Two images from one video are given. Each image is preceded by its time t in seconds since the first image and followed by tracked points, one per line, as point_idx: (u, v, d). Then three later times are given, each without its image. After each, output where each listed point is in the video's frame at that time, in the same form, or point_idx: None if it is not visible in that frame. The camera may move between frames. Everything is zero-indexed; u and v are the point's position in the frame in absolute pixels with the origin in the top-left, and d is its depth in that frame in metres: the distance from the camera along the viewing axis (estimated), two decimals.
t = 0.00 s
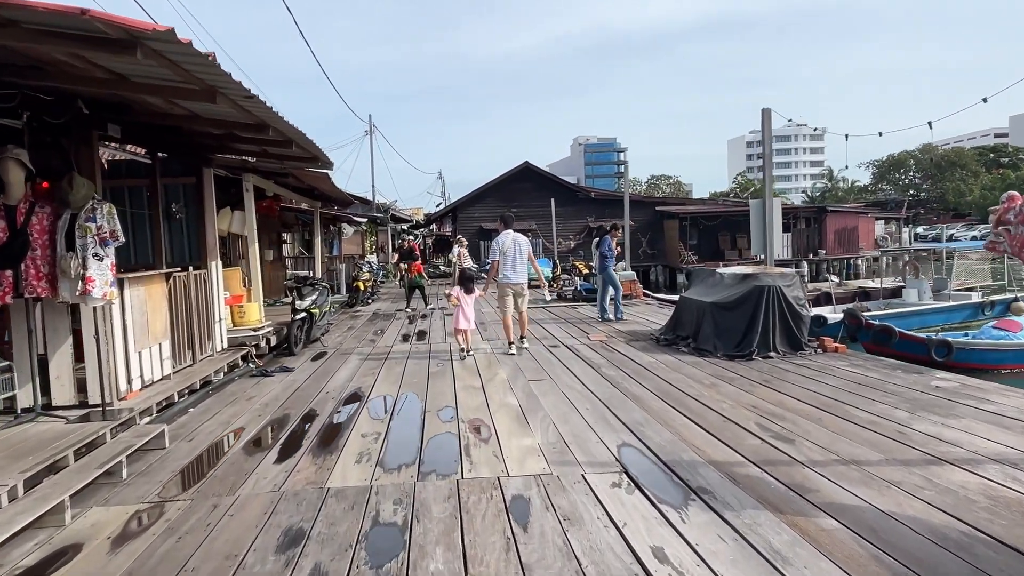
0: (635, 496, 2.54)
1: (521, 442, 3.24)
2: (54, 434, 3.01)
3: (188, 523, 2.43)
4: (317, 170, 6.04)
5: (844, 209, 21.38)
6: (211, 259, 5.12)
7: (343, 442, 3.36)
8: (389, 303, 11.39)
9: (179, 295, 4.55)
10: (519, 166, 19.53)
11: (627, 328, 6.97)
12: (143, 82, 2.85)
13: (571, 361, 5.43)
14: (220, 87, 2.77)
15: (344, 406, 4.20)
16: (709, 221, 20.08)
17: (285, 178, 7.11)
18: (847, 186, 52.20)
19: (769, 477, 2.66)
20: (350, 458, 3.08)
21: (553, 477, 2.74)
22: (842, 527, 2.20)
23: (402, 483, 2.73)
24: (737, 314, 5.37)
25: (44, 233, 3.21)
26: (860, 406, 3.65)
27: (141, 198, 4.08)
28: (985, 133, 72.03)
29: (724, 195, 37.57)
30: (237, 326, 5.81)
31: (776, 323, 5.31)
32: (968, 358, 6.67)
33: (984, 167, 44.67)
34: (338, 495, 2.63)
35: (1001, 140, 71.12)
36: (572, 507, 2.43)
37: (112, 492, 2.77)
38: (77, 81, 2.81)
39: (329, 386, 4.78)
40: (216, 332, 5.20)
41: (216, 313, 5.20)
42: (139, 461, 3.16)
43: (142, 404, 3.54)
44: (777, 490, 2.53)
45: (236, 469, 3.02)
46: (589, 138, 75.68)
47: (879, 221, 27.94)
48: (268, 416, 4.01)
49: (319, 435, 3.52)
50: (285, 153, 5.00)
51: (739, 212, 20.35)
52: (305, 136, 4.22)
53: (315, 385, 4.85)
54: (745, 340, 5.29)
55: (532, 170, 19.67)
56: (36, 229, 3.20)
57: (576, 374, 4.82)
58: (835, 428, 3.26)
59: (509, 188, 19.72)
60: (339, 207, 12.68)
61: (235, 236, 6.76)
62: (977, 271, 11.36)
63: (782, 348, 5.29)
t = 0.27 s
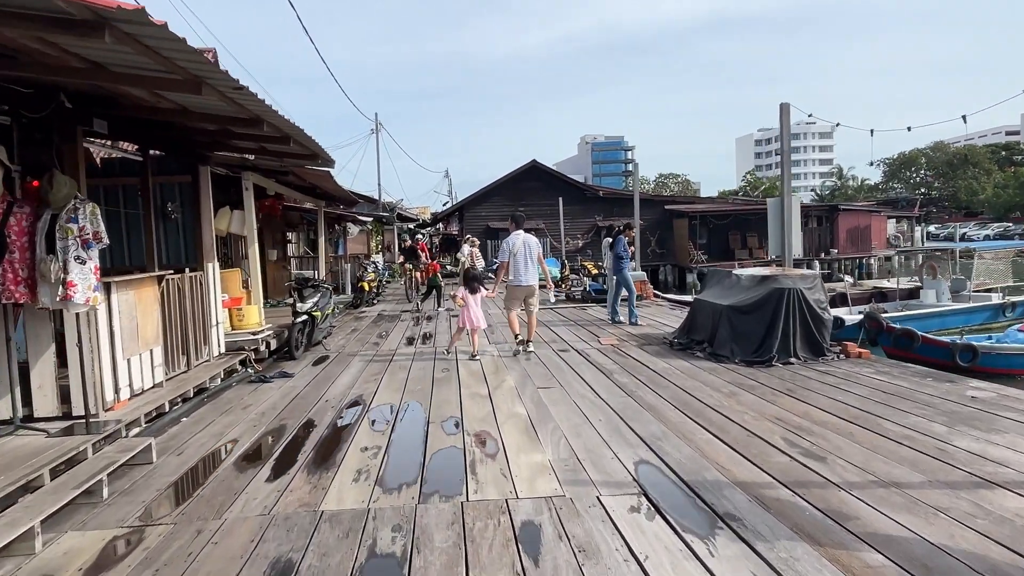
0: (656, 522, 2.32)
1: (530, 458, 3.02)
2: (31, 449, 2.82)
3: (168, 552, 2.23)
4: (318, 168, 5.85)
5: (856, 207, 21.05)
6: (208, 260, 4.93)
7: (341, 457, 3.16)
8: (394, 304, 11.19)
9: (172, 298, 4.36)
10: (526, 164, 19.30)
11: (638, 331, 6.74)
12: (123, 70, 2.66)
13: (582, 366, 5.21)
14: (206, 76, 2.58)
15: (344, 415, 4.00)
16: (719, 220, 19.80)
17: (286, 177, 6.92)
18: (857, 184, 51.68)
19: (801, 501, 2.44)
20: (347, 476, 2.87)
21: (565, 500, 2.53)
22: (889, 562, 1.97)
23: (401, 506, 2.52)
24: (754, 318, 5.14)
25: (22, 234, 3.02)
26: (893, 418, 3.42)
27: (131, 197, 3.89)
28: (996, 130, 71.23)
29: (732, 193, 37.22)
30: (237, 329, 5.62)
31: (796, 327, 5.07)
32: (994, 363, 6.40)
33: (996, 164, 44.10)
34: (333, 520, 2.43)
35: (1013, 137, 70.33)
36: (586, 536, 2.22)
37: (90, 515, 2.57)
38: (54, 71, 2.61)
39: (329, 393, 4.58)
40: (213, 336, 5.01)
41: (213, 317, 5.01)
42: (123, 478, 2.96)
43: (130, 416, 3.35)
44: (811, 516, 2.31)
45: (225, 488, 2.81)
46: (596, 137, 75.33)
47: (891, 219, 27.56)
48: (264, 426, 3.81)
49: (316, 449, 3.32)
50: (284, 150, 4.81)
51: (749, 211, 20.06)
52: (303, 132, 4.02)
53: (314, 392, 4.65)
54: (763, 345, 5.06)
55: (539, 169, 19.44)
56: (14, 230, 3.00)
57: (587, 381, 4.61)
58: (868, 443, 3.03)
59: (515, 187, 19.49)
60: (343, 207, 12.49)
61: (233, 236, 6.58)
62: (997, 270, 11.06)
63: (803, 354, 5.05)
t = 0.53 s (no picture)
0: (676, 549, 2.10)
1: (537, 473, 2.80)
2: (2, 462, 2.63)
3: None
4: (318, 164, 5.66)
5: (870, 206, 20.68)
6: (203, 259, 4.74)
7: (335, 470, 2.95)
8: (400, 304, 10.99)
9: (163, 299, 4.17)
10: (534, 162, 19.08)
11: (650, 333, 6.51)
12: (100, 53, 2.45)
13: (592, 370, 4.98)
14: (186, 60, 2.38)
15: (340, 423, 3.79)
16: (730, 218, 19.50)
17: (287, 174, 6.73)
18: (869, 183, 51.11)
19: (837, 525, 2.21)
20: (340, 492, 2.67)
21: (576, 522, 2.31)
22: None
23: (397, 528, 2.31)
24: (773, 320, 4.90)
25: None
26: (928, 429, 3.17)
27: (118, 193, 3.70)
28: (1010, 128, 70.33)
29: (743, 192, 36.81)
30: (235, 330, 5.44)
31: (818, 330, 4.82)
32: None
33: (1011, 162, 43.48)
34: (321, 543, 2.22)
35: None
36: (600, 565, 2.00)
37: (60, 536, 2.38)
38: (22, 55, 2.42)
39: (328, 399, 4.38)
40: (208, 338, 4.82)
41: (208, 319, 4.82)
42: (101, 493, 2.76)
43: (113, 424, 3.16)
44: (849, 544, 2.08)
45: (207, 506, 2.61)
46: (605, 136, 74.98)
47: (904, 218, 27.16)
48: (256, 435, 3.61)
49: (309, 461, 3.11)
50: (281, 145, 4.61)
51: (760, 209, 19.74)
52: (298, 124, 3.81)
53: (312, 397, 4.45)
54: (782, 349, 4.82)
55: (547, 167, 19.21)
56: None
57: (598, 386, 4.38)
58: (905, 458, 2.79)
59: (523, 185, 19.27)
60: (348, 205, 12.31)
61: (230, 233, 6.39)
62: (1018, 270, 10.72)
63: (824, 358, 4.81)
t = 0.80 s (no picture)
0: None
1: (546, 493, 2.59)
2: None
3: None
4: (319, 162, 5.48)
5: (884, 205, 20.35)
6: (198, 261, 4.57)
7: (328, 487, 2.76)
8: (406, 306, 10.82)
9: (155, 303, 4.00)
10: (542, 161, 18.87)
11: (662, 336, 6.29)
12: (73, 40, 2.26)
13: (603, 376, 4.77)
14: (163, 45, 2.19)
15: (338, 433, 3.60)
16: (741, 218, 19.23)
17: (289, 172, 6.55)
18: (881, 182, 50.56)
19: (877, 558, 1.99)
20: (332, 513, 2.47)
21: (588, 551, 2.11)
22: None
23: (392, 557, 2.12)
24: (793, 325, 4.68)
25: None
26: (967, 445, 2.94)
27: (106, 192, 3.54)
28: None
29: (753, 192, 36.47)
30: (234, 334, 5.27)
31: (841, 335, 4.59)
32: None
33: None
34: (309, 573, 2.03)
35: None
36: None
37: (29, 561, 2.20)
38: None
39: (327, 406, 4.19)
40: (205, 343, 4.65)
41: (204, 322, 4.65)
42: (79, 512, 2.58)
43: (96, 437, 2.99)
44: None
45: (190, 528, 2.42)
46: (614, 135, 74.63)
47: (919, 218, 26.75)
48: (249, 446, 3.43)
49: (303, 476, 2.93)
50: (279, 141, 4.43)
51: (773, 209, 19.45)
52: (295, 119, 3.63)
53: (311, 405, 4.27)
54: (803, 355, 4.60)
55: (556, 166, 19.00)
56: None
57: (609, 394, 4.17)
58: (945, 479, 2.57)
59: (532, 185, 19.07)
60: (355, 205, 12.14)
61: (230, 233, 6.22)
62: None
63: (847, 365, 4.58)
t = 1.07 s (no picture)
0: None
1: (555, 511, 2.39)
2: None
3: None
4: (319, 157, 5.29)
5: (897, 203, 20.03)
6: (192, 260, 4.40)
7: (321, 503, 2.57)
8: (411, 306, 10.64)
9: (146, 303, 3.82)
10: (550, 159, 18.67)
11: (675, 338, 6.08)
12: (41, 18, 2.08)
13: (615, 381, 4.56)
14: (137, 22, 2.00)
15: (336, 441, 3.40)
16: (752, 216, 18.97)
17: (290, 169, 6.37)
18: (892, 181, 50.08)
19: None
20: (324, 533, 2.28)
21: None
22: None
23: None
24: (814, 327, 4.46)
25: None
26: (1011, 458, 2.72)
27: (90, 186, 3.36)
28: None
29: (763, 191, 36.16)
30: (231, 336, 5.09)
31: (865, 338, 4.36)
32: None
33: None
34: None
35: None
36: None
37: None
38: None
39: (325, 412, 4.00)
40: (200, 345, 4.47)
41: (198, 324, 4.47)
42: (53, 530, 2.40)
43: (75, 446, 2.81)
44: None
45: (169, 549, 2.23)
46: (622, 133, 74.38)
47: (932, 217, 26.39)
48: (241, 455, 3.24)
49: (295, 489, 2.74)
50: (276, 134, 4.24)
51: (784, 207, 19.18)
52: (291, 111, 3.44)
53: (308, 410, 4.08)
54: (825, 358, 4.38)
55: (564, 164, 18.79)
56: None
57: (621, 400, 3.96)
58: (992, 497, 2.35)
59: (539, 183, 18.87)
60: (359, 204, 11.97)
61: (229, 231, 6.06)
62: None
63: (872, 369, 4.35)
